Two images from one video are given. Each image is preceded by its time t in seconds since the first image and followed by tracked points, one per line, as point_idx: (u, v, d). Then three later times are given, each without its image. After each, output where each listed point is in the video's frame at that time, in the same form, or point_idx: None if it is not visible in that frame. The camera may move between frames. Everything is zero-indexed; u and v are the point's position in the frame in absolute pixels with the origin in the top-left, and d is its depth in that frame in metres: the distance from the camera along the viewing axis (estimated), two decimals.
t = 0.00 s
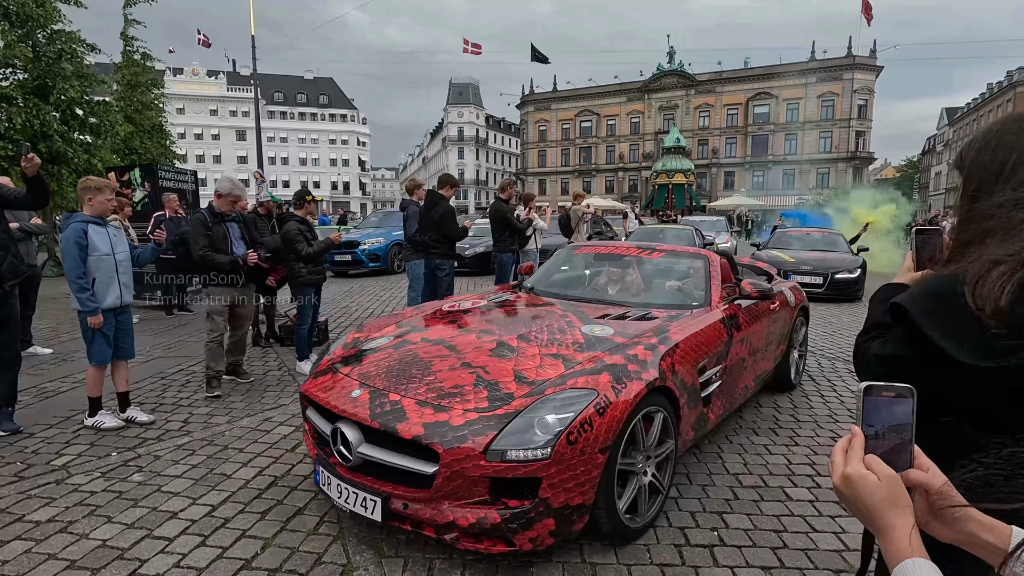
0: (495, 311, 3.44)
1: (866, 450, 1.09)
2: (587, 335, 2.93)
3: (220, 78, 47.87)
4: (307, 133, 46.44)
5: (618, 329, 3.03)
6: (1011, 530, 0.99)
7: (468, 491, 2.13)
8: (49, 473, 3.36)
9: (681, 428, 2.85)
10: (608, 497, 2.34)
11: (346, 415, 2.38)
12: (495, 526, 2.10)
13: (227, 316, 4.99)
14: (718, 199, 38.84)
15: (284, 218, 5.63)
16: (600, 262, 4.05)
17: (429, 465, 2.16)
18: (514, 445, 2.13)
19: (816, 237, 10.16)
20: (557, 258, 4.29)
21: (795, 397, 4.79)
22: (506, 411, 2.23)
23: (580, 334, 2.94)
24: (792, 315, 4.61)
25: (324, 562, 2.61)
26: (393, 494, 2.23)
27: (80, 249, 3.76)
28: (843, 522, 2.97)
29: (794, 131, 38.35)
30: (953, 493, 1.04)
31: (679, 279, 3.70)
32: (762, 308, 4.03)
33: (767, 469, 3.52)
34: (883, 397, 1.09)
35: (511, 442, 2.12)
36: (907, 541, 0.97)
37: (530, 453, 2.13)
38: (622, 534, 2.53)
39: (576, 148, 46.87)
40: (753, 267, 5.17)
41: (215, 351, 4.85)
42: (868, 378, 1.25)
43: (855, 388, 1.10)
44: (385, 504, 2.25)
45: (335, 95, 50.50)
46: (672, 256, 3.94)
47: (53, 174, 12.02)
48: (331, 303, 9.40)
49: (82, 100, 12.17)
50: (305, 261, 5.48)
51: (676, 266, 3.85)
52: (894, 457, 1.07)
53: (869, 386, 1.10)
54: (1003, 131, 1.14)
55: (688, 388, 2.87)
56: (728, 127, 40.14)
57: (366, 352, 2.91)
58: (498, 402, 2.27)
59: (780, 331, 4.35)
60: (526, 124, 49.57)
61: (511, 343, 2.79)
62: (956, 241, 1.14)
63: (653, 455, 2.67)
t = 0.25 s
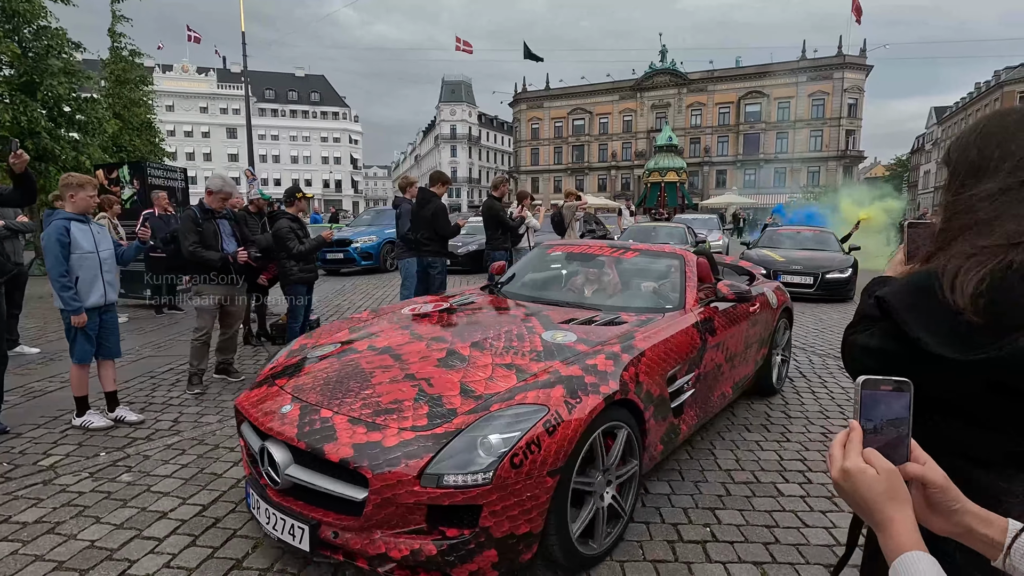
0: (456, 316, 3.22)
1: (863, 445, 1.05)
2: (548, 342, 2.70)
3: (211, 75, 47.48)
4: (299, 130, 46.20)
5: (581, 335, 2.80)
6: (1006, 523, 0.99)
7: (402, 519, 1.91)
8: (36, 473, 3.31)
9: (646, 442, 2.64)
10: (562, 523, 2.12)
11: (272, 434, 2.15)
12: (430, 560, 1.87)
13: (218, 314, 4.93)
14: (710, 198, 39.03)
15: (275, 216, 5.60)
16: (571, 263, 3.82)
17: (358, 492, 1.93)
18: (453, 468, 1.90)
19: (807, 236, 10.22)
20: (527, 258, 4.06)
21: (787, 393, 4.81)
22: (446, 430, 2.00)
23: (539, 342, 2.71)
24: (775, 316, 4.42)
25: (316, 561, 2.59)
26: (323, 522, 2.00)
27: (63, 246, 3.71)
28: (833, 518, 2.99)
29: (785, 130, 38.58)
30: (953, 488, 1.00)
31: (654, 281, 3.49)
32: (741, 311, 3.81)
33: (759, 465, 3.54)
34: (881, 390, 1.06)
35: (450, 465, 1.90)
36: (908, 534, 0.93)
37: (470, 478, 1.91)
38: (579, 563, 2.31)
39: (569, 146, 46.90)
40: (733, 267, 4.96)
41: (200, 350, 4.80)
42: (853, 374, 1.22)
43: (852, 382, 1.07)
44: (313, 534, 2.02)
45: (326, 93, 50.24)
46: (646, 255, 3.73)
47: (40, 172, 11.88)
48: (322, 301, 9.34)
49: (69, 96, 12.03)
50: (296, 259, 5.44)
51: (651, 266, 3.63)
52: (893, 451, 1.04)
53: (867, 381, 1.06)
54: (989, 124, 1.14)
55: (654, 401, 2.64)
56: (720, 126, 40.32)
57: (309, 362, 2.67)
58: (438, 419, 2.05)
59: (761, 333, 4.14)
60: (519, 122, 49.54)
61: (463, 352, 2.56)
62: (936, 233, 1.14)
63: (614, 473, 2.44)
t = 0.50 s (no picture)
0: (410, 320, 2.96)
1: (862, 439, 1.04)
2: (503, 352, 2.45)
3: (202, 73, 47.15)
4: (291, 129, 45.97)
5: (541, 344, 2.55)
6: (1002, 518, 0.99)
7: (322, 555, 1.65)
8: (24, 474, 3.27)
9: (609, 462, 2.38)
10: (508, 561, 1.85)
11: (185, 457, 1.89)
12: None
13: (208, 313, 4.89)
14: (703, 197, 39.17)
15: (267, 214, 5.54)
16: (540, 263, 3.57)
17: (273, 526, 1.67)
18: (382, 498, 1.65)
19: (798, 235, 10.27)
20: (496, 260, 3.82)
21: (779, 391, 4.83)
22: (373, 456, 1.75)
23: (494, 351, 2.46)
24: (757, 321, 4.19)
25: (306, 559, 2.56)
26: (237, 558, 1.74)
27: (49, 246, 3.66)
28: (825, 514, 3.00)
29: (777, 129, 38.76)
30: (950, 482, 0.99)
31: (627, 283, 3.25)
32: (719, 314, 3.55)
33: (752, 462, 3.55)
34: (879, 384, 1.05)
35: (376, 495, 1.65)
36: (906, 528, 0.92)
37: (399, 511, 1.65)
38: None
39: (562, 145, 46.93)
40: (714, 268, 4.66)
41: (190, 350, 4.75)
42: (843, 371, 1.21)
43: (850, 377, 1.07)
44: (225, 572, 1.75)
45: (319, 91, 50.03)
46: (618, 257, 3.49)
47: (29, 171, 11.76)
48: (315, 301, 9.29)
49: (58, 94, 11.91)
50: (288, 258, 5.39)
51: (624, 267, 3.39)
52: (893, 446, 1.03)
53: (864, 375, 1.06)
54: (954, 132, 1.18)
55: (617, 417, 2.38)
56: (713, 125, 40.46)
57: (239, 374, 2.41)
58: (366, 443, 1.80)
59: (742, 338, 3.89)
60: (512, 121, 49.52)
61: (407, 363, 2.31)
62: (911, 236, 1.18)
63: (570, 499, 2.17)
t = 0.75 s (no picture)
0: (364, 326, 2.79)
1: (855, 437, 1.05)
2: (454, 364, 2.27)
3: (194, 71, 46.83)
4: (284, 127, 45.76)
5: (498, 354, 2.38)
6: (992, 513, 1.01)
7: None
8: (15, 477, 3.24)
9: (568, 485, 2.19)
10: None
11: (81, 484, 1.71)
12: None
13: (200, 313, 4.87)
14: (697, 196, 39.29)
15: (261, 213, 5.51)
16: (510, 267, 3.41)
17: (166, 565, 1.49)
18: (293, 535, 1.48)
19: (792, 235, 10.32)
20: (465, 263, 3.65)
21: (773, 390, 4.85)
22: (287, 485, 1.57)
23: (444, 362, 2.28)
24: (741, 324, 4.01)
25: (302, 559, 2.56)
26: None
27: (39, 247, 3.62)
28: (819, 511, 3.02)
29: (771, 129, 38.92)
30: (941, 478, 1.00)
31: (599, 287, 3.08)
32: (698, 319, 3.35)
33: (746, 461, 3.57)
34: (872, 383, 1.06)
35: (285, 532, 1.48)
36: (899, 525, 0.93)
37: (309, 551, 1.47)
38: None
39: (557, 144, 46.96)
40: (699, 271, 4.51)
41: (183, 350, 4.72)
42: (831, 367, 1.21)
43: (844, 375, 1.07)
44: None
45: (312, 90, 49.82)
46: (591, 259, 3.31)
47: (19, 169, 11.65)
48: (308, 300, 9.25)
49: (48, 93, 11.80)
50: (282, 258, 5.37)
51: (596, 270, 3.21)
52: (885, 444, 1.04)
53: (858, 374, 1.07)
54: (938, 137, 1.20)
55: (577, 434, 2.20)
56: (706, 125, 40.58)
57: (166, 387, 2.24)
58: (282, 470, 1.62)
59: (724, 343, 3.71)
60: (507, 121, 49.48)
61: (345, 377, 2.13)
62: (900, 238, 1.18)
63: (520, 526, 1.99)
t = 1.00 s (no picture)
0: (310, 337, 2.66)
1: (845, 435, 1.07)
2: (396, 382, 2.14)
3: (188, 70, 46.62)
4: (280, 127, 45.63)
5: (447, 371, 2.24)
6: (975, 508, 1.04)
7: None
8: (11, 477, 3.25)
9: (519, 515, 2.04)
10: None
11: None
12: None
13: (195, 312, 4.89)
14: (692, 196, 39.41)
15: (257, 213, 5.51)
16: (478, 270, 3.29)
17: None
18: None
19: (785, 235, 10.38)
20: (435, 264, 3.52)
21: (768, 389, 4.89)
22: (180, 528, 1.42)
23: (385, 380, 2.15)
24: (724, 331, 3.88)
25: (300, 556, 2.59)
26: None
27: (38, 248, 3.61)
28: (811, 510, 3.06)
29: (766, 129, 39.06)
30: (927, 475, 1.03)
31: (572, 292, 2.97)
32: (675, 327, 3.19)
33: (740, 460, 3.60)
34: (860, 382, 1.08)
35: None
36: (886, 520, 0.95)
37: None
38: None
39: (553, 144, 47.01)
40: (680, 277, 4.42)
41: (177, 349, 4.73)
42: (821, 366, 1.22)
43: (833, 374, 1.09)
44: None
45: (308, 89, 49.69)
46: (563, 264, 3.18)
47: (12, 169, 11.59)
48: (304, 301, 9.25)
49: (41, 92, 11.74)
50: (277, 258, 5.37)
51: (568, 276, 3.08)
52: (874, 441, 1.06)
53: (847, 374, 1.09)
54: (925, 139, 1.23)
55: (530, 459, 2.05)
56: (702, 125, 40.69)
57: (81, 408, 2.09)
58: (177, 509, 1.47)
59: (704, 351, 3.57)
60: (502, 121, 49.47)
61: (273, 399, 1.98)
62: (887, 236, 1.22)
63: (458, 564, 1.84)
